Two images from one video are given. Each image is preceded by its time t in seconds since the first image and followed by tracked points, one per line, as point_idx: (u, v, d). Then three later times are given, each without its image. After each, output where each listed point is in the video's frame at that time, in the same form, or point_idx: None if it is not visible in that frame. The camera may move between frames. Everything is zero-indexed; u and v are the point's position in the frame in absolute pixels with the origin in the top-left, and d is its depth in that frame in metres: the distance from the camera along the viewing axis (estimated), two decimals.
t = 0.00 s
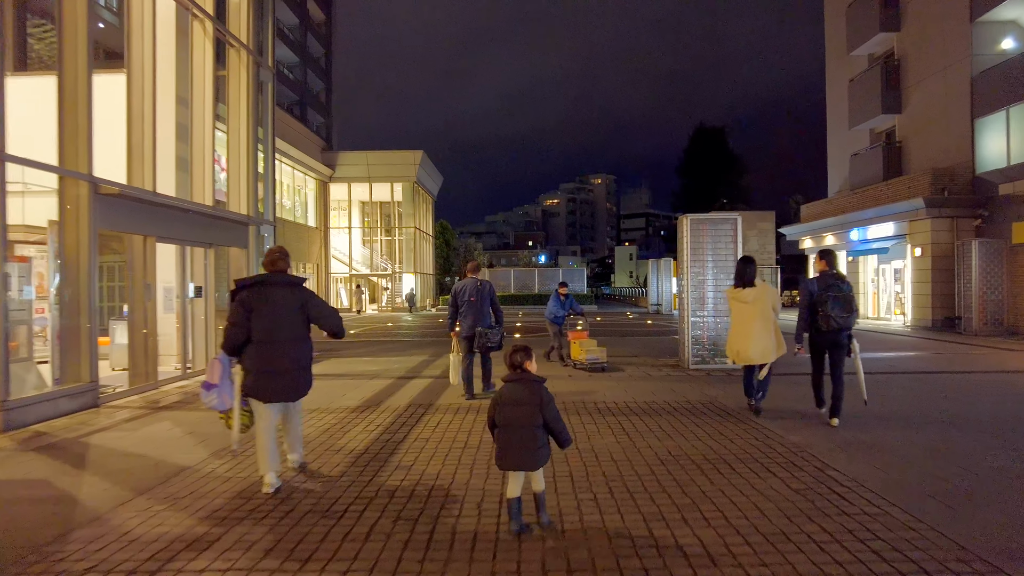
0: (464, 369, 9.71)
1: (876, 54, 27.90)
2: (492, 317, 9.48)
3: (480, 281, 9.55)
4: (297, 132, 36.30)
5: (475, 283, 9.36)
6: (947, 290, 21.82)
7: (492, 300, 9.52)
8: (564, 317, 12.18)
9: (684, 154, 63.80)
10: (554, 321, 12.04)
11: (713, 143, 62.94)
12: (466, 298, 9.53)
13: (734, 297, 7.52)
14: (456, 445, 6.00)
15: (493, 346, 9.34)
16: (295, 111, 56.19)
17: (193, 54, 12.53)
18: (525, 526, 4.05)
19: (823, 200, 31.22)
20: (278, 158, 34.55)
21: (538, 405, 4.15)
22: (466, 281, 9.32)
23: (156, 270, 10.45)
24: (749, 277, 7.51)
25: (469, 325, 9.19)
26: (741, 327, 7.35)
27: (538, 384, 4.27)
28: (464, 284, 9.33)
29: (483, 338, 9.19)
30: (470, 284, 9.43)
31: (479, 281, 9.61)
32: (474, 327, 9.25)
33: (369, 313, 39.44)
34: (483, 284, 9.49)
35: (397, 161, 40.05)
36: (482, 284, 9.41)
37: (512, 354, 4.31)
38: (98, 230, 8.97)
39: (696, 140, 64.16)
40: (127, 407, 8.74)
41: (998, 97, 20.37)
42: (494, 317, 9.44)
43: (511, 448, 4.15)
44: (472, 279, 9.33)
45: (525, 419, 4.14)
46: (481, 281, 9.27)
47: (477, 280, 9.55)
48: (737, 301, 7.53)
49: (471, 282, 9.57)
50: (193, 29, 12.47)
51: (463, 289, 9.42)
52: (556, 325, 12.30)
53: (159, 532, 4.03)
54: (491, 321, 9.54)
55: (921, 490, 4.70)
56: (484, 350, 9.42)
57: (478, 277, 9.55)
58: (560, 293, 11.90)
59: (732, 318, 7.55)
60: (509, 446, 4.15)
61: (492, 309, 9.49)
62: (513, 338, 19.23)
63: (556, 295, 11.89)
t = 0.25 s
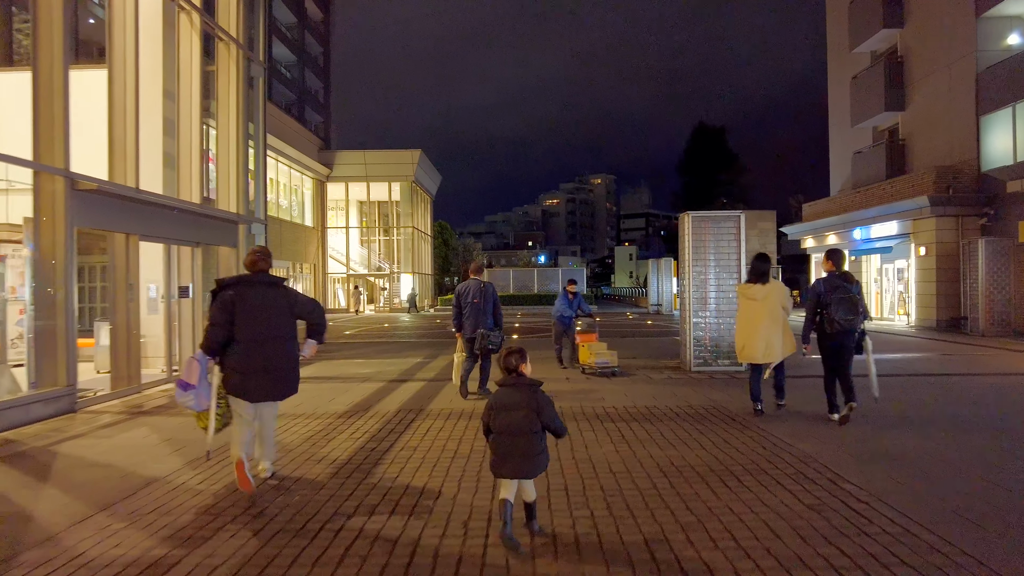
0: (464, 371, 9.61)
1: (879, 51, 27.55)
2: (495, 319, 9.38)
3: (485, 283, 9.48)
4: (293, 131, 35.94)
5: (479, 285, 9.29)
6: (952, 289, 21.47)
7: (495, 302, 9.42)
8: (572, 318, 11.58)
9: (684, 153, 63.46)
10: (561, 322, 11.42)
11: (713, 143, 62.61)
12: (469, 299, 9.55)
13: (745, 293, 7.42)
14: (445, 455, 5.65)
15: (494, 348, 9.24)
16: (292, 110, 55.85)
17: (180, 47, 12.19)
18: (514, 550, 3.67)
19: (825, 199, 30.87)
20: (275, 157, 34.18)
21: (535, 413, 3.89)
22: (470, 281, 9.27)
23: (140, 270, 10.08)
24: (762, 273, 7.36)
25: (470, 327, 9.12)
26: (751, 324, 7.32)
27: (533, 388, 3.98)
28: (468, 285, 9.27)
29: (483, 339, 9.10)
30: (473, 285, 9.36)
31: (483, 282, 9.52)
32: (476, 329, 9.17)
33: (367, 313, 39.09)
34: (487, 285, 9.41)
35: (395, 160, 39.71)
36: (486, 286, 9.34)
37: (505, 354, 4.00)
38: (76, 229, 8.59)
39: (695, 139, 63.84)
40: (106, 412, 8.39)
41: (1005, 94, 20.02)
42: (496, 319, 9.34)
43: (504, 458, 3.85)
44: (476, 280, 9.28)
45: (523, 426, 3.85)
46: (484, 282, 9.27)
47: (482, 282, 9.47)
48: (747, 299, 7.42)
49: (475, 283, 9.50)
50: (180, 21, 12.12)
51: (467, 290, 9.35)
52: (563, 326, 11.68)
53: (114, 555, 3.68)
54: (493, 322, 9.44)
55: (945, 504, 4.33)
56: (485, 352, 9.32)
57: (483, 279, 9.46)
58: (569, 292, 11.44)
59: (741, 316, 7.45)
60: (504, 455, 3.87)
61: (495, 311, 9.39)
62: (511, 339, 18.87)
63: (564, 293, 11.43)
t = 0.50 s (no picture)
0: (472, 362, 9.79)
1: (883, 48, 27.20)
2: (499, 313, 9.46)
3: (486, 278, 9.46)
4: (291, 130, 35.61)
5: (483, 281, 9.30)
6: (959, 289, 21.11)
7: (498, 296, 9.44)
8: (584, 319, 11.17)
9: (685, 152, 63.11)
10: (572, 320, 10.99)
11: (714, 142, 62.27)
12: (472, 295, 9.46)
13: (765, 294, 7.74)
14: (436, 464, 5.30)
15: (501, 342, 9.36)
16: (291, 110, 55.55)
17: (168, 39, 11.86)
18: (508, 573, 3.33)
19: (828, 198, 30.52)
20: (272, 156, 33.87)
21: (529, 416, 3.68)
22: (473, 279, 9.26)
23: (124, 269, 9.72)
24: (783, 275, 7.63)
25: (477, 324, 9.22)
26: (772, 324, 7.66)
27: (525, 389, 3.77)
28: (471, 282, 9.27)
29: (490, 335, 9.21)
30: (476, 281, 9.35)
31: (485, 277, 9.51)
32: (482, 325, 9.27)
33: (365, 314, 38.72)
34: (490, 281, 9.40)
35: (394, 160, 39.37)
36: (488, 282, 9.33)
37: (493, 354, 3.78)
38: (55, 225, 8.26)
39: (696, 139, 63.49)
40: (86, 417, 8.04)
41: (1012, 89, 19.68)
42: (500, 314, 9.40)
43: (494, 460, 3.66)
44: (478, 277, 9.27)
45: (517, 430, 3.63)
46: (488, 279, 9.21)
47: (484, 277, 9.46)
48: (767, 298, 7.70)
49: (477, 279, 9.48)
50: (168, 13, 11.79)
51: (470, 287, 9.37)
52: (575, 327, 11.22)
53: None
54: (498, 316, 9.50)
55: (976, 518, 3.97)
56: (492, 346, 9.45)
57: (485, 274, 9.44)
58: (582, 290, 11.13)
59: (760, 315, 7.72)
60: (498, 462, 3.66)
61: (499, 305, 9.44)
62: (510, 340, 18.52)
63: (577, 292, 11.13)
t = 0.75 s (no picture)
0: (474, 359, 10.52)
1: (889, 43, 26.78)
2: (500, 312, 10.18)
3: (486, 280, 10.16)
4: (289, 127, 35.22)
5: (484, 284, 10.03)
6: (967, 288, 20.71)
7: (498, 296, 10.18)
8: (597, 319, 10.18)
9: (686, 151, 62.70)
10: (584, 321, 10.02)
11: (715, 141, 61.86)
12: (475, 296, 10.14)
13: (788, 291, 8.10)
14: (424, 477, 4.91)
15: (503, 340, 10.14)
16: (289, 108, 55.14)
17: (154, 29, 11.47)
18: None
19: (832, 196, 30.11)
20: (269, 153, 33.47)
21: (506, 415, 3.58)
22: (476, 281, 9.97)
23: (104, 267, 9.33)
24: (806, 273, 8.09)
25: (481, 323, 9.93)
26: (796, 323, 7.98)
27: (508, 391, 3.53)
28: (474, 284, 10.00)
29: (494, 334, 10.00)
30: (477, 283, 10.05)
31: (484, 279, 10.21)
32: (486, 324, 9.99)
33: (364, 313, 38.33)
34: (490, 282, 10.11)
35: (392, 158, 38.98)
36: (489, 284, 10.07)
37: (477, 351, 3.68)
38: (29, 220, 7.88)
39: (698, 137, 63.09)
40: (61, 422, 7.65)
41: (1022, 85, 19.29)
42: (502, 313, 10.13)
43: (478, 460, 3.55)
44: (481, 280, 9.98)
45: (494, 431, 3.55)
46: (490, 279, 9.94)
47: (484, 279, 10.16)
48: (789, 296, 8.07)
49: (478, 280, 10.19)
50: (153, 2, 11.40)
51: (473, 288, 10.07)
52: (586, 328, 10.25)
53: None
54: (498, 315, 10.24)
55: None
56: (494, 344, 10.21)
57: (484, 275, 10.15)
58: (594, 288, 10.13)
59: (785, 313, 8.04)
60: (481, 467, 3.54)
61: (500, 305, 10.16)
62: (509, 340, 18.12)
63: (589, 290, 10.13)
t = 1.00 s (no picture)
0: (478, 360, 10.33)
1: (892, 40, 26.40)
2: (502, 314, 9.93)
3: (490, 281, 9.94)
4: (285, 125, 34.84)
5: (487, 286, 9.82)
6: (973, 288, 20.36)
7: (502, 299, 9.94)
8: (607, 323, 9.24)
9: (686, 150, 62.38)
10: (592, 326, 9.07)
11: (715, 139, 61.52)
12: (478, 297, 9.92)
13: (798, 294, 7.69)
14: (406, 495, 4.56)
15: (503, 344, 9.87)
16: (287, 107, 54.75)
17: (137, 25, 11.11)
18: None
19: (834, 195, 29.75)
20: (265, 152, 33.08)
21: (486, 425, 3.34)
22: (478, 283, 9.78)
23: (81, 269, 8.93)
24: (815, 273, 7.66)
25: (481, 325, 9.72)
26: (809, 325, 7.56)
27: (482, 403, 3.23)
28: (476, 286, 9.79)
29: (493, 337, 9.75)
30: (481, 284, 9.85)
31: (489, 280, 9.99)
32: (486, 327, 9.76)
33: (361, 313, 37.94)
34: (493, 284, 9.89)
35: (390, 156, 38.61)
36: (493, 286, 9.85)
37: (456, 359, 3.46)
38: None
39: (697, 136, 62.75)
40: (30, 429, 7.27)
41: None
42: (503, 316, 9.89)
43: (453, 475, 3.32)
44: (483, 281, 9.79)
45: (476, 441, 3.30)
46: (494, 280, 9.72)
47: (488, 280, 9.95)
48: (800, 300, 7.69)
49: (482, 281, 9.98)
50: None
51: (476, 289, 9.87)
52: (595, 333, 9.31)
53: None
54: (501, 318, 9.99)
55: None
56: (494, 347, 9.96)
57: (489, 276, 9.94)
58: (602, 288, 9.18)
59: (796, 318, 7.67)
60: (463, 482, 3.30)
61: (503, 308, 9.91)
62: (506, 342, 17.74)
63: (597, 291, 9.21)
